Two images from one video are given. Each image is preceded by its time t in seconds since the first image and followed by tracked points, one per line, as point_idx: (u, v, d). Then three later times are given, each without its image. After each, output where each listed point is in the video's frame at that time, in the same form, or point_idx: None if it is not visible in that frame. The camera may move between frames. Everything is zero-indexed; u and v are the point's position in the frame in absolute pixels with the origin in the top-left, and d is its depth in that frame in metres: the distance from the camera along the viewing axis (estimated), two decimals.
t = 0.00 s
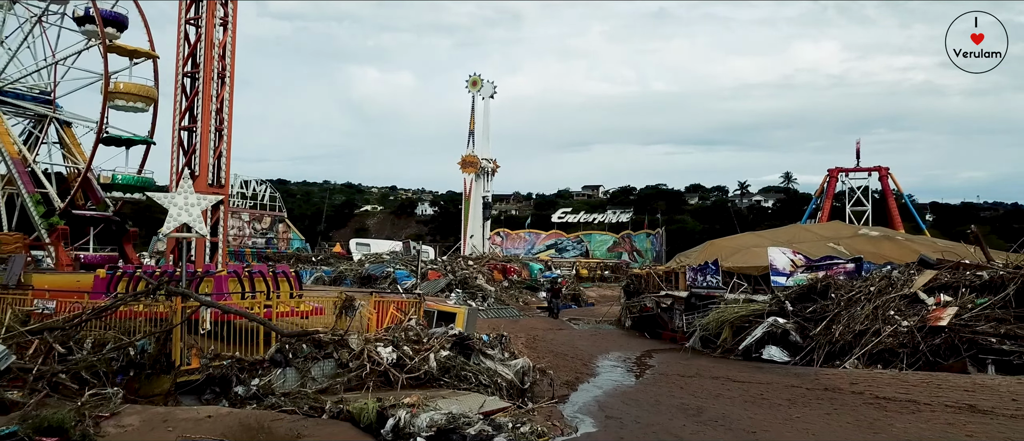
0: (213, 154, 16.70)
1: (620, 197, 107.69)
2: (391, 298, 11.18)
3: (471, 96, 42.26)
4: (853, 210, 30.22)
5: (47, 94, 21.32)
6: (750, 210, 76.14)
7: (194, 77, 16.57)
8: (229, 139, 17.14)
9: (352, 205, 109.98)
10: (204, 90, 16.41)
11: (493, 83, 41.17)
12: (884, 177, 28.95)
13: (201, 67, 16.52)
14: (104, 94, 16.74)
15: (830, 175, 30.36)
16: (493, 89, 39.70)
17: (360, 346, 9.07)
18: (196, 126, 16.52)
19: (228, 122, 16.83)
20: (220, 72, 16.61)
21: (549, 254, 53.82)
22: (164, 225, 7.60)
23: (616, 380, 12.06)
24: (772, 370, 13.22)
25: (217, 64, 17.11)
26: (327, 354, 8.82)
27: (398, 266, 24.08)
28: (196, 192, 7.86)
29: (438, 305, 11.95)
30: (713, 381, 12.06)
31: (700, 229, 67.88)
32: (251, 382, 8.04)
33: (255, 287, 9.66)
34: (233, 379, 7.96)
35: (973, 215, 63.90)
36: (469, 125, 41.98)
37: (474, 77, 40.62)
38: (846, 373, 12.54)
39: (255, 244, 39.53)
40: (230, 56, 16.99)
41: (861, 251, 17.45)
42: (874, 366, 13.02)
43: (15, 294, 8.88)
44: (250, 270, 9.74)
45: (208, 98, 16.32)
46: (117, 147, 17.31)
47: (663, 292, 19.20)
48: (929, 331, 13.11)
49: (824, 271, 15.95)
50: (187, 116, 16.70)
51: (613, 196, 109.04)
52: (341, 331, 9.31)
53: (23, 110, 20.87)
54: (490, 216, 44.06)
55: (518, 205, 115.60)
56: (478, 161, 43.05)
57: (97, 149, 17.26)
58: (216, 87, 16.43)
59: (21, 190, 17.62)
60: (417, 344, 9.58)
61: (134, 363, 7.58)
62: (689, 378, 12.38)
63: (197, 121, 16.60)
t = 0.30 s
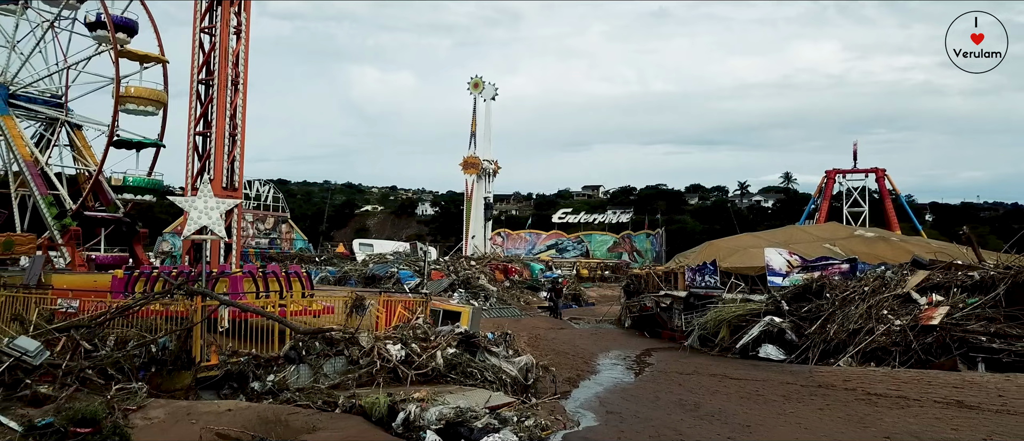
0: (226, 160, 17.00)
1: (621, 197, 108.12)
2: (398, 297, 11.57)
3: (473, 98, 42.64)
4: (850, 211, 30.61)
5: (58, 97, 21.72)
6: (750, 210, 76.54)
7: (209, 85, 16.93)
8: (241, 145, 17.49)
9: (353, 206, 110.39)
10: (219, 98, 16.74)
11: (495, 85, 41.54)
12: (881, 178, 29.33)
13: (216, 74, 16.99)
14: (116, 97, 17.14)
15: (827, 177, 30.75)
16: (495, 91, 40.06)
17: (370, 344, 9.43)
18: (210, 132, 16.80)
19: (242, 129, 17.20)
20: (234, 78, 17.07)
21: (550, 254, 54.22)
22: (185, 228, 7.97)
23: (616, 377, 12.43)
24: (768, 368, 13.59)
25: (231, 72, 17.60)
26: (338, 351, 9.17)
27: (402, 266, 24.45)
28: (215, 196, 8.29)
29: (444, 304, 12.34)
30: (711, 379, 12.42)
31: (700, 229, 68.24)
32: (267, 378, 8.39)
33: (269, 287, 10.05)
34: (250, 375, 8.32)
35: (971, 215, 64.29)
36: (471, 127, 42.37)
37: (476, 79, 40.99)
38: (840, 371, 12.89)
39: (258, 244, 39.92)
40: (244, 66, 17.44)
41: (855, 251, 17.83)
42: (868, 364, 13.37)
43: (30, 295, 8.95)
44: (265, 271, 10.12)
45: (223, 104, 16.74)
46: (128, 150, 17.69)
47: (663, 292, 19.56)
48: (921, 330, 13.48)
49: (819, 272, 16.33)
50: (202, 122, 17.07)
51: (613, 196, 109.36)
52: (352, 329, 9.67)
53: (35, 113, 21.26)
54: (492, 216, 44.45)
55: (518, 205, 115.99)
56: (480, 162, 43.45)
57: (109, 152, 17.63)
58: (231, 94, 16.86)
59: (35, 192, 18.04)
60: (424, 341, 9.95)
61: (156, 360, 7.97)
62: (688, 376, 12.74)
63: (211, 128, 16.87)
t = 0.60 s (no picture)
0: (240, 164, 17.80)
1: (621, 198, 108.49)
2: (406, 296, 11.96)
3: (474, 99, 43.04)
4: (847, 212, 31.00)
5: (69, 101, 22.17)
6: (749, 211, 76.90)
7: (223, 90, 17.56)
8: (254, 149, 18.27)
9: (354, 206, 110.83)
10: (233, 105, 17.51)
11: (496, 87, 41.93)
12: (877, 179, 29.74)
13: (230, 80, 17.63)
14: (127, 101, 17.54)
15: (825, 178, 31.15)
16: (496, 93, 40.47)
17: (381, 340, 9.80)
18: (224, 137, 17.58)
19: (255, 134, 17.96)
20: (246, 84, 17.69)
21: (550, 254, 54.63)
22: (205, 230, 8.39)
23: (617, 374, 12.80)
24: (764, 365, 13.96)
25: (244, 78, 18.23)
26: (349, 349, 9.51)
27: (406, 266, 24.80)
28: (233, 199, 8.73)
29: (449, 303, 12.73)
30: (709, 375, 12.81)
31: (700, 230, 68.60)
32: (282, 374, 8.77)
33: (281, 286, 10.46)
34: (265, 371, 8.69)
35: (970, 215, 64.65)
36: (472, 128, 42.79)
37: (478, 81, 41.39)
38: (835, 369, 13.22)
39: (262, 244, 40.29)
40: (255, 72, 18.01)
41: (850, 252, 18.23)
42: (861, 361, 13.72)
43: (52, 294, 9.36)
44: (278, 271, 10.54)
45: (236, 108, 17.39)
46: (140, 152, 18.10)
47: (662, 291, 19.93)
48: (913, 328, 13.83)
49: (814, 272, 16.73)
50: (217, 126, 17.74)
51: (613, 196, 109.77)
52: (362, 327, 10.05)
53: (47, 116, 21.69)
54: (493, 217, 44.84)
55: (519, 205, 116.39)
56: (481, 163, 43.85)
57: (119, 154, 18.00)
58: (244, 98, 17.50)
59: (47, 193, 18.40)
60: (432, 338, 10.34)
61: (176, 356, 8.36)
62: (686, 373, 13.10)
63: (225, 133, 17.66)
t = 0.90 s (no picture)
0: (253, 167, 18.63)
1: (621, 198, 108.84)
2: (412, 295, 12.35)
3: (476, 101, 43.41)
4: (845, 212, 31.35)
5: (81, 104, 22.59)
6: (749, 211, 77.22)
7: (237, 96, 18.48)
8: (266, 153, 19.15)
9: (355, 206, 111.22)
10: (247, 111, 18.40)
11: (498, 88, 42.30)
12: (874, 181, 30.11)
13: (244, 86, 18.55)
14: (137, 104, 17.96)
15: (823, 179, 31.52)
16: (497, 95, 40.83)
17: (390, 337, 10.18)
18: (239, 141, 18.47)
19: (267, 139, 18.87)
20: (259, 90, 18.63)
21: (551, 254, 54.98)
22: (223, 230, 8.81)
23: (617, 371, 13.19)
24: (761, 362, 14.33)
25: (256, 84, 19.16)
26: (359, 345, 9.87)
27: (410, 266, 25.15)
28: (250, 202, 9.15)
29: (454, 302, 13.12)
30: (706, 372, 13.19)
31: (700, 230, 68.93)
32: (296, 369, 9.13)
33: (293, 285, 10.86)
34: (281, 365, 9.08)
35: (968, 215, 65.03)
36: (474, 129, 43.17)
37: (479, 82, 41.77)
38: (830, 365, 13.58)
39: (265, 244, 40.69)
40: (268, 79, 18.89)
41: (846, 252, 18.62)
42: (856, 358, 14.09)
43: (70, 292, 9.80)
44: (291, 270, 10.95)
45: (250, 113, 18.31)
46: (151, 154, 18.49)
47: (662, 290, 20.30)
48: (906, 326, 14.18)
49: (810, 271, 17.12)
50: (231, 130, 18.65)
51: (613, 196, 110.11)
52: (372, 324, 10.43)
53: (59, 119, 22.12)
54: (494, 217, 45.19)
55: (519, 205, 116.74)
56: (483, 164, 44.22)
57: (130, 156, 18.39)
58: (257, 104, 18.42)
59: (60, 194, 18.79)
60: (439, 335, 10.72)
61: (196, 352, 8.77)
62: (684, 369, 13.49)
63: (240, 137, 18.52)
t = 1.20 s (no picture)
0: (265, 169, 19.51)
1: (621, 198, 109.16)
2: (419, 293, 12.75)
3: (477, 102, 43.80)
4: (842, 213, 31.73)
5: (91, 106, 23.00)
6: (749, 211, 77.54)
7: (250, 101, 19.34)
8: (277, 155, 20.02)
9: (356, 206, 111.60)
10: (259, 115, 19.24)
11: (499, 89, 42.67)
12: (871, 181, 30.51)
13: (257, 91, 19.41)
14: (148, 107, 18.36)
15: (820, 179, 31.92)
16: (499, 96, 41.18)
17: (399, 333, 10.56)
18: (251, 144, 19.35)
19: (279, 142, 19.75)
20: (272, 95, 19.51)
21: (551, 254, 55.34)
22: (240, 229, 9.22)
23: (616, 367, 13.59)
24: (757, 359, 14.72)
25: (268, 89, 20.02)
26: (368, 341, 10.24)
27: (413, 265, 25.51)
28: (265, 203, 9.58)
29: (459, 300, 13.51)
30: (704, 368, 13.58)
31: (700, 230, 69.24)
32: (308, 363, 9.52)
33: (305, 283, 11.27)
34: (294, 360, 9.51)
35: (966, 215, 65.42)
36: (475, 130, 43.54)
37: (481, 84, 42.14)
38: (824, 362, 13.95)
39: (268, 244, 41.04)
40: (279, 84, 19.77)
41: (841, 252, 19.02)
42: (849, 355, 14.48)
43: (89, 290, 10.19)
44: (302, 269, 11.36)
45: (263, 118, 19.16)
46: (161, 156, 18.90)
47: (661, 289, 20.70)
48: (899, 323, 14.54)
49: (805, 270, 17.51)
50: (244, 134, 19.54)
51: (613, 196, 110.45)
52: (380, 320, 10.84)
53: (70, 121, 22.53)
54: (495, 217, 45.56)
55: (519, 205, 117.06)
56: (484, 165, 44.58)
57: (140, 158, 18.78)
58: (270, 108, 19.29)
59: (72, 195, 19.19)
60: (445, 332, 11.12)
61: (213, 347, 9.22)
62: (682, 365, 13.87)
63: (253, 141, 19.39)
